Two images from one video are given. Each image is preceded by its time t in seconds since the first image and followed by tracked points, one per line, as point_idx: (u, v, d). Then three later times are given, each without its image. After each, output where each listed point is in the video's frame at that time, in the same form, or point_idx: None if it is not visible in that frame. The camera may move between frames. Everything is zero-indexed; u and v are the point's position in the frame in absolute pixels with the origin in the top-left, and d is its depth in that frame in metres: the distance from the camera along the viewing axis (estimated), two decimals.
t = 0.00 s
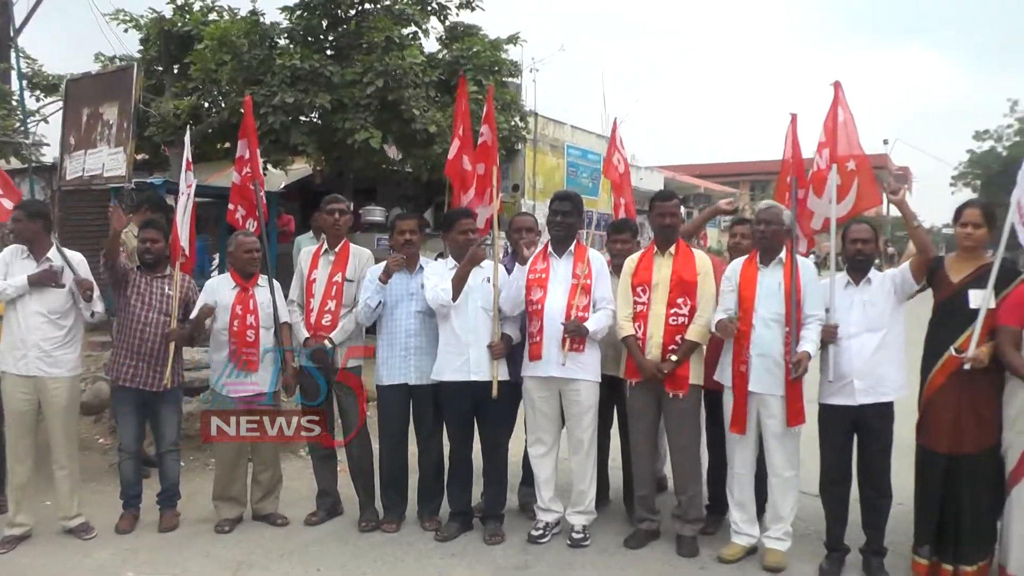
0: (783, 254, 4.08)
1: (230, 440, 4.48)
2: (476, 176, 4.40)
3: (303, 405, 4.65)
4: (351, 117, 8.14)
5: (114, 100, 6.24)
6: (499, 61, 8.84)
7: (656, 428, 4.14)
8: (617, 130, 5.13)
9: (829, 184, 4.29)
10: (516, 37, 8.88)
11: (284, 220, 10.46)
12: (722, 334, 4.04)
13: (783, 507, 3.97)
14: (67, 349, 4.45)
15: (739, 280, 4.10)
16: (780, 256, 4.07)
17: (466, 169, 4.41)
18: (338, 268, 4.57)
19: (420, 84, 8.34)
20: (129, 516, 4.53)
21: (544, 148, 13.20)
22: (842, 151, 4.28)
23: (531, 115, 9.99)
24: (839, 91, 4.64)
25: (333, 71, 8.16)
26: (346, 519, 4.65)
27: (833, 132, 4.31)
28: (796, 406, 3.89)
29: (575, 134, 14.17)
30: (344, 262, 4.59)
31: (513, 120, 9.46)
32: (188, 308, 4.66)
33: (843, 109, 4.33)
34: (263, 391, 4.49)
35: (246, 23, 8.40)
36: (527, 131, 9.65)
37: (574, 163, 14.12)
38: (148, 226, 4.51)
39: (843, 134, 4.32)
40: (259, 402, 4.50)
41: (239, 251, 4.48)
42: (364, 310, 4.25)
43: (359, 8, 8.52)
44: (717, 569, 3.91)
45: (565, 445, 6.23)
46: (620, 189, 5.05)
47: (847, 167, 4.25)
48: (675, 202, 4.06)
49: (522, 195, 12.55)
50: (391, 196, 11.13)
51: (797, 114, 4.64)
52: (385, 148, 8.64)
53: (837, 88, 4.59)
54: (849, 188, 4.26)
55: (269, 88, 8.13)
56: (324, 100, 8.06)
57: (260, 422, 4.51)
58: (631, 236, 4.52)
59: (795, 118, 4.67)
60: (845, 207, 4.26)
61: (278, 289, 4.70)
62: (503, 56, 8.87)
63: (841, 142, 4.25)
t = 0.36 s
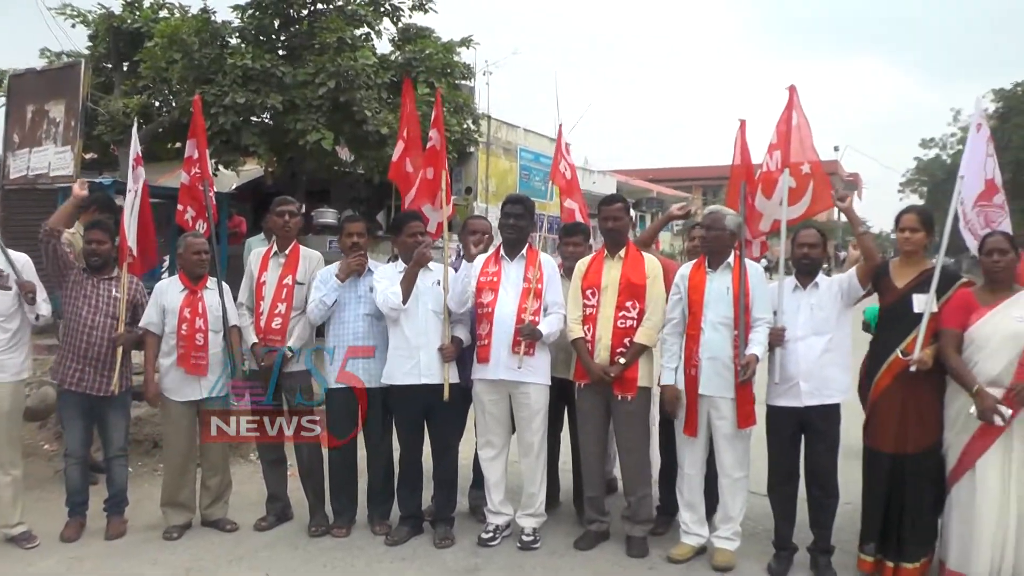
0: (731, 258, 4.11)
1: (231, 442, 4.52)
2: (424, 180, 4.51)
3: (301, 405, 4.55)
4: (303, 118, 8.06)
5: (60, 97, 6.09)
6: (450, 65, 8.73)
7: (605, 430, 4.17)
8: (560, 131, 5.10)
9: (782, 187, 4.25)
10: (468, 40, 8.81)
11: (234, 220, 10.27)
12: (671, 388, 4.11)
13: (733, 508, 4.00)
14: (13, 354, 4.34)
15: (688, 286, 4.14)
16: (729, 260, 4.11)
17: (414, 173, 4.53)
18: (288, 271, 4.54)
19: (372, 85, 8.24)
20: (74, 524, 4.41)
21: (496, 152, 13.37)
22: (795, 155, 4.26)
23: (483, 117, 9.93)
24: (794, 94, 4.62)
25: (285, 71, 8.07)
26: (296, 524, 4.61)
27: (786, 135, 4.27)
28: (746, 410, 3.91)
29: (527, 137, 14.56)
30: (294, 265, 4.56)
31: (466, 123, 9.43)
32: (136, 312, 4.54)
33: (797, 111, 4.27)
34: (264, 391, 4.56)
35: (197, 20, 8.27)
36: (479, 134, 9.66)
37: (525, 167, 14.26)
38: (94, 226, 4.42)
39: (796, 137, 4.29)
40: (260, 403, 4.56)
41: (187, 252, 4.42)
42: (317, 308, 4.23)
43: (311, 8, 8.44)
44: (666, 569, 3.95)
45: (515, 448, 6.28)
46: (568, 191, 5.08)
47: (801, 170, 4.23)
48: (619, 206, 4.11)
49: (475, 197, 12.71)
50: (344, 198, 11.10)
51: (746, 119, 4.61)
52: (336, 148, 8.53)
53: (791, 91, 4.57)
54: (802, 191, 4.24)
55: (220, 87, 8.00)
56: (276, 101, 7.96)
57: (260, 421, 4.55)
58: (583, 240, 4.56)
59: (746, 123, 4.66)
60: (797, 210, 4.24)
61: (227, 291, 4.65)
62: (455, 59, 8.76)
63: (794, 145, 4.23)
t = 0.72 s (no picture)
0: (688, 261, 4.15)
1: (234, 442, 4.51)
2: (382, 181, 4.56)
3: (301, 405, 4.27)
4: (262, 118, 7.99)
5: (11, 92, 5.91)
6: (410, 66, 8.64)
7: (564, 434, 4.19)
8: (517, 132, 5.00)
9: (742, 198, 4.27)
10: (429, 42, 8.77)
11: (194, 222, 10.12)
12: (623, 391, 4.16)
13: (690, 509, 4.03)
14: None
15: (646, 290, 4.17)
16: (686, 263, 4.14)
17: (371, 175, 4.59)
18: (245, 273, 4.48)
19: (331, 86, 8.17)
20: (24, 531, 4.30)
21: (457, 154, 14.03)
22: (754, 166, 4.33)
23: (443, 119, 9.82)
24: (754, 107, 4.62)
25: (244, 71, 7.96)
26: (254, 529, 4.57)
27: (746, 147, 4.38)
28: (702, 413, 3.95)
29: (487, 140, 15.16)
30: (252, 267, 4.51)
31: (426, 125, 9.33)
32: (91, 314, 4.46)
33: (757, 125, 4.36)
34: (263, 392, 4.46)
35: (155, 17, 8.13)
36: (439, 136, 9.63)
37: (485, 169, 14.95)
38: (46, 226, 4.30)
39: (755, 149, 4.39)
40: (258, 402, 4.47)
41: (144, 253, 4.34)
42: (274, 307, 4.22)
43: (271, 7, 8.37)
44: (624, 571, 3.98)
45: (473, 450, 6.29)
46: (528, 194, 5.04)
47: (761, 182, 4.27)
48: (577, 209, 4.16)
49: (435, 200, 12.83)
50: (304, 199, 11.04)
51: (707, 122, 4.61)
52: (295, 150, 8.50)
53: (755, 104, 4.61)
54: (761, 203, 4.26)
55: (179, 86, 7.88)
56: (235, 101, 7.87)
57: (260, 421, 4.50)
58: (544, 243, 4.58)
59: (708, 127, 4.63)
60: (755, 222, 4.26)
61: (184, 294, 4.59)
62: (416, 60, 8.68)
63: (753, 157, 4.30)
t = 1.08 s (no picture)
0: (649, 261, 4.19)
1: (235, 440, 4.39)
2: (343, 180, 4.56)
3: (301, 405, 4.20)
4: (223, 116, 7.88)
5: None
6: (372, 65, 8.61)
7: (526, 434, 4.21)
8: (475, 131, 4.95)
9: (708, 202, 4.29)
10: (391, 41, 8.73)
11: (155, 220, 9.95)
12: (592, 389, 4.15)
13: (650, 507, 4.06)
14: None
15: (607, 290, 4.20)
16: (647, 263, 4.18)
17: (332, 174, 4.57)
18: (206, 272, 4.40)
19: (293, 84, 8.11)
20: None
21: (420, 153, 14.59)
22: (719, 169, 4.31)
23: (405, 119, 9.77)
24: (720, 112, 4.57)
25: (205, 67, 7.84)
26: (213, 532, 4.51)
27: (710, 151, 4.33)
28: (662, 412, 3.99)
29: (450, 140, 15.73)
30: (212, 266, 4.44)
31: (387, 124, 9.25)
32: (47, 315, 4.37)
33: (723, 129, 4.30)
34: (262, 392, 4.18)
35: (113, 11, 7.97)
36: (400, 136, 9.59)
37: (450, 169, 15.45)
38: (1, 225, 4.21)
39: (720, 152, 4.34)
40: (259, 402, 4.22)
41: (100, 252, 4.26)
42: (235, 304, 4.17)
43: (233, 3, 8.28)
44: (585, 570, 4.00)
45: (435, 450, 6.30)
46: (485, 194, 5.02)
47: (726, 187, 4.29)
48: (538, 209, 4.17)
49: (396, 200, 13.09)
50: (265, 199, 10.95)
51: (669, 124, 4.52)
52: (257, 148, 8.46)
53: (718, 110, 4.53)
54: (725, 207, 4.31)
55: (138, 82, 7.73)
56: (195, 98, 7.75)
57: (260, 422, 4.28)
58: (504, 244, 4.59)
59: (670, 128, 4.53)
60: (720, 226, 4.32)
61: (142, 293, 4.50)
62: (378, 59, 8.64)
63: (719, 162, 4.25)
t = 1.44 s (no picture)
0: (612, 261, 4.22)
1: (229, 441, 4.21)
2: (307, 179, 4.59)
3: (302, 405, 4.16)
4: (186, 115, 7.78)
5: None
6: (336, 64, 8.55)
7: (490, 435, 4.21)
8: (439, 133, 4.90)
9: (680, 201, 4.35)
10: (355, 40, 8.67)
11: (118, 221, 9.79)
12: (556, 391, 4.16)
13: (615, 506, 4.09)
14: None
15: (571, 289, 4.22)
16: (610, 263, 4.20)
17: (298, 174, 4.59)
18: (169, 272, 4.35)
19: (256, 83, 8.03)
20: None
21: (384, 154, 14.90)
22: (689, 169, 4.37)
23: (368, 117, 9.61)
24: (689, 112, 4.62)
25: (167, 66, 7.76)
26: (178, 536, 4.46)
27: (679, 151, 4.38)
28: (627, 409, 4.02)
29: (412, 140, 16.11)
30: (175, 267, 4.39)
31: (351, 124, 9.12)
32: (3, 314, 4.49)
33: (693, 129, 4.36)
34: (262, 392, 4.14)
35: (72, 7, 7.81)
36: (364, 135, 9.47)
37: (412, 169, 15.71)
38: None
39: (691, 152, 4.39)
40: (259, 402, 4.17)
41: (59, 253, 4.19)
42: (200, 306, 4.10)
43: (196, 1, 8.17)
44: (550, 568, 4.02)
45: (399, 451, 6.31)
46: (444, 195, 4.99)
47: (699, 185, 4.35)
48: (502, 209, 4.17)
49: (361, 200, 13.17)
50: (229, 199, 10.84)
51: (633, 124, 4.54)
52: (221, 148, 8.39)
53: (687, 111, 4.58)
54: (698, 206, 4.37)
55: (99, 80, 7.56)
56: (157, 96, 7.63)
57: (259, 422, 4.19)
58: (464, 244, 4.63)
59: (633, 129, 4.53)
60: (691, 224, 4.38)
61: (104, 295, 4.43)
62: (342, 59, 8.58)
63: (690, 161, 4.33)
